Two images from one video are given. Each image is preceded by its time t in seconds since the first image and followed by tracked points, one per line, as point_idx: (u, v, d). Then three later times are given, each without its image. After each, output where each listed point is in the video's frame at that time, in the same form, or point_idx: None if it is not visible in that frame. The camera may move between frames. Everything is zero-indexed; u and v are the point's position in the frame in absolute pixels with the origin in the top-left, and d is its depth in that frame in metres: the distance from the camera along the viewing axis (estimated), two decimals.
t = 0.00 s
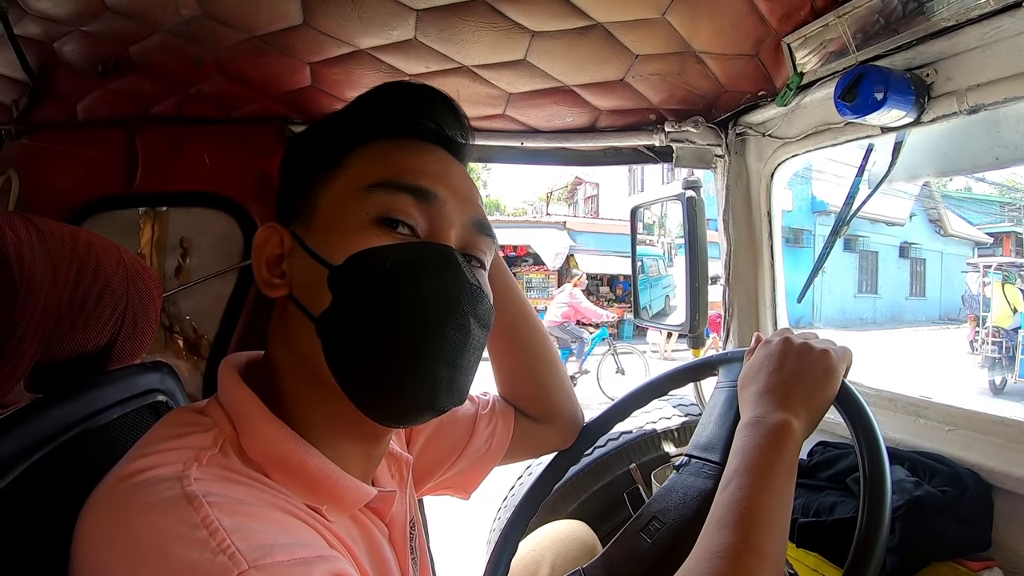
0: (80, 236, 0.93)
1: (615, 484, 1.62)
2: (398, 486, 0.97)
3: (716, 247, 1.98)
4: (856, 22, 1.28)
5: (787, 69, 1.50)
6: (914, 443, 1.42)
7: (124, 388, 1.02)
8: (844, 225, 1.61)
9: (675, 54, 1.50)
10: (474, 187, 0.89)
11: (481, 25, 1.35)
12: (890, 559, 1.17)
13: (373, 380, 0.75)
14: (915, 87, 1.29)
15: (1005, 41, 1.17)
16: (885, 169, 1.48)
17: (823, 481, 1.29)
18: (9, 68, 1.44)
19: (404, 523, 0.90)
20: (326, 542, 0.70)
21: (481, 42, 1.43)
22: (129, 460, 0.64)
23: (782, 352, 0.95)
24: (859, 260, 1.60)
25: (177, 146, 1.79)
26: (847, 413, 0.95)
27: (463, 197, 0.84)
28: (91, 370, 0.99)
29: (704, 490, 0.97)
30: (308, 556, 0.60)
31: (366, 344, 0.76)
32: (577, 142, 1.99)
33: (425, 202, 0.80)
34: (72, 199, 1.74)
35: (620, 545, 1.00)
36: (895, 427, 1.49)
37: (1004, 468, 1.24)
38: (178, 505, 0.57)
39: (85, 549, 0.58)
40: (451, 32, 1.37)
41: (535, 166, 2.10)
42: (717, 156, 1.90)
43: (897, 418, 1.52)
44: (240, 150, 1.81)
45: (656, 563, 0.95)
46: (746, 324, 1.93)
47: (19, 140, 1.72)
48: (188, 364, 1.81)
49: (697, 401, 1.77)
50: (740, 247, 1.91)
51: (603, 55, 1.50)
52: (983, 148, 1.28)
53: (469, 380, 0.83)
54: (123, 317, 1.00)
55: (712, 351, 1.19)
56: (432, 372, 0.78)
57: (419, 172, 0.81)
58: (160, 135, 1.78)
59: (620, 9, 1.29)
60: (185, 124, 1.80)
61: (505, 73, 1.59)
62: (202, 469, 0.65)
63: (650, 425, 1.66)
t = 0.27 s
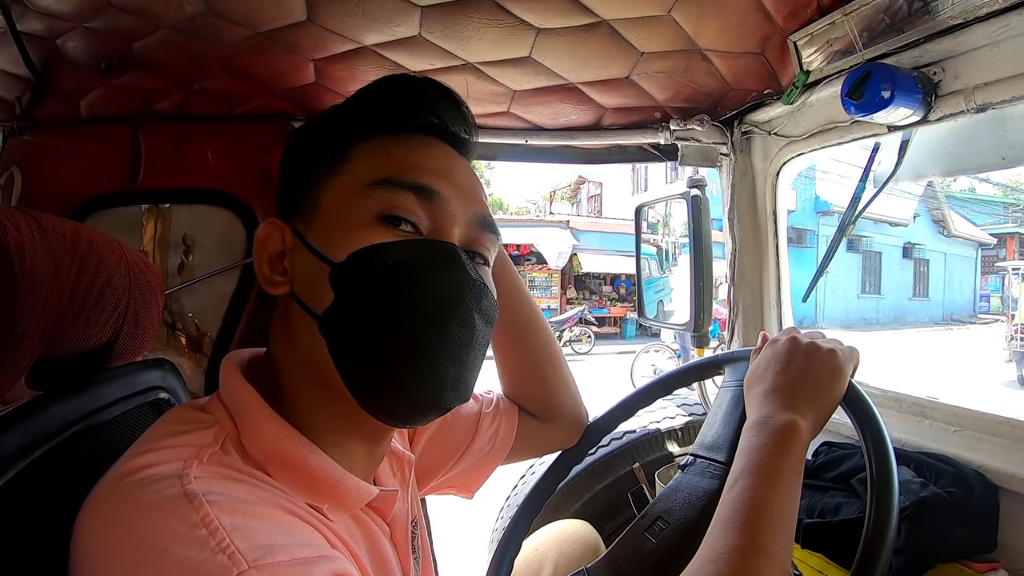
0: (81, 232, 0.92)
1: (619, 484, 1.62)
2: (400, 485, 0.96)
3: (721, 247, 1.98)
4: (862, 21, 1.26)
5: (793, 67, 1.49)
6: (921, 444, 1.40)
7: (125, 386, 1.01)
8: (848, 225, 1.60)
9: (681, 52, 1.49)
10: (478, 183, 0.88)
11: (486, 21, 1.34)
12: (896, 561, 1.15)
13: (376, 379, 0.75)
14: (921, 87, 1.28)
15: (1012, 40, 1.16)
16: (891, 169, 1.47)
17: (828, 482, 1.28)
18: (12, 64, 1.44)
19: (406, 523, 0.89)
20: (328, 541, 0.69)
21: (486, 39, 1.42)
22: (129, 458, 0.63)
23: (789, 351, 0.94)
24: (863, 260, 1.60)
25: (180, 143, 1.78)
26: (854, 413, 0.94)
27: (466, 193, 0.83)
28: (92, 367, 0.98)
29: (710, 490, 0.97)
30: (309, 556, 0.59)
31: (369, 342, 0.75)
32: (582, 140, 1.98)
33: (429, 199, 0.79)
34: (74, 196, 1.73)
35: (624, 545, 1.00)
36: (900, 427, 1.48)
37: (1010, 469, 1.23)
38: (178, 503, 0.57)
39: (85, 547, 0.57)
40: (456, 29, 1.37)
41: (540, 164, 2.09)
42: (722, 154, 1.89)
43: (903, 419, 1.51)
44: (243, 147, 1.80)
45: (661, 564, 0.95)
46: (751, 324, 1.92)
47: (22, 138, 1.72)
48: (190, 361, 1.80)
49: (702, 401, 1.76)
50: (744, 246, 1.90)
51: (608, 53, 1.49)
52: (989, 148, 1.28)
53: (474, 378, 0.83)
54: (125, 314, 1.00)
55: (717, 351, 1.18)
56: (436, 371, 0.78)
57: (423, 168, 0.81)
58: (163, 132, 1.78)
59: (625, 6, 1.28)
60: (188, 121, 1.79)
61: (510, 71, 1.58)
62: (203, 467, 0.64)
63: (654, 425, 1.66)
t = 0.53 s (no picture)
0: (81, 224, 0.91)
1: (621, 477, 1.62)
2: (401, 479, 0.96)
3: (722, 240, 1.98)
4: (867, 16, 1.26)
5: (798, 61, 1.47)
6: (923, 441, 1.41)
7: (126, 378, 1.01)
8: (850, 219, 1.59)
9: (685, 44, 1.48)
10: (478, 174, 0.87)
11: (490, 13, 1.33)
12: (898, 557, 1.17)
13: (377, 374, 0.74)
14: (926, 82, 1.27)
15: (1020, 37, 1.15)
16: (894, 165, 1.47)
17: (829, 477, 1.29)
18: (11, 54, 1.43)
19: (407, 517, 0.89)
20: (330, 537, 0.69)
21: (489, 31, 1.41)
22: (130, 453, 0.63)
23: (791, 347, 0.94)
24: (863, 255, 1.59)
25: (181, 134, 1.77)
26: (857, 410, 0.94)
27: (466, 184, 0.82)
28: (93, 360, 0.98)
29: (711, 485, 0.97)
30: (311, 553, 0.59)
31: (370, 337, 0.75)
32: (585, 132, 1.97)
33: (429, 191, 0.79)
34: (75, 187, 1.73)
35: (625, 539, 1.00)
36: (902, 423, 1.49)
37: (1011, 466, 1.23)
38: (180, 500, 0.56)
39: (86, 543, 0.57)
40: (459, 20, 1.36)
41: (542, 156, 2.08)
42: (725, 148, 1.88)
43: (905, 414, 1.52)
44: (244, 138, 1.79)
45: (661, 558, 0.95)
46: (753, 318, 1.92)
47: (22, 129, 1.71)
48: (191, 353, 1.80)
49: (703, 395, 1.76)
50: (747, 240, 1.89)
51: (612, 45, 1.48)
52: (994, 144, 1.26)
53: (474, 373, 0.83)
54: (125, 306, 0.99)
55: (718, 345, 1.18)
56: (436, 366, 0.77)
57: (424, 160, 0.80)
58: (164, 122, 1.77)
59: None
60: (189, 112, 1.78)
61: (513, 62, 1.57)
62: (204, 462, 0.64)
63: (655, 419, 1.63)
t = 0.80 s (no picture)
0: (85, 210, 0.91)
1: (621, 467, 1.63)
2: (407, 469, 0.97)
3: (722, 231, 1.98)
4: (873, 12, 1.26)
5: (804, 54, 1.47)
6: (921, 435, 1.43)
7: (129, 365, 1.01)
8: (854, 213, 1.59)
9: (691, 36, 1.48)
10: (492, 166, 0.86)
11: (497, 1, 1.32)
12: (897, 549, 1.20)
13: (388, 364, 0.74)
14: (933, 79, 1.27)
15: None
16: (898, 160, 1.47)
17: (829, 469, 1.30)
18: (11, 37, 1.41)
19: (413, 506, 0.90)
20: (340, 526, 0.70)
21: (496, 19, 1.40)
22: (140, 443, 0.63)
23: (796, 340, 0.94)
24: (861, 248, 1.60)
25: (181, 118, 1.75)
26: (859, 404, 0.94)
27: (479, 176, 0.82)
28: (96, 347, 0.98)
29: (713, 475, 0.98)
30: (325, 543, 0.59)
31: (381, 327, 0.75)
32: (588, 122, 1.97)
33: (442, 182, 0.79)
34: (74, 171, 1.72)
35: (628, 528, 1.02)
36: (903, 418, 1.51)
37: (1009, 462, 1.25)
38: (194, 491, 0.57)
39: (100, 532, 0.57)
40: (465, 7, 1.35)
41: (545, 145, 2.07)
42: (729, 140, 1.88)
43: (904, 408, 1.53)
44: (246, 124, 1.78)
45: (663, 547, 0.96)
46: (754, 310, 1.93)
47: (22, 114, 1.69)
48: (191, 339, 1.80)
49: (702, 386, 1.77)
50: (749, 232, 1.90)
51: (618, 35, 1.47)
52: (995, 142, 1.27)
53: (487, 364, 0.83)
54: (129, 293, 0.99)
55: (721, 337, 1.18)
56: (448, 357, 0.77)
57: (436, 151, 0.79)
58: (164, 107, 1.75)
59: None
60: (190, 97, 1.77)
61: (518, 51, 1.56)
62: (215, 452, 0.64)
63: (655, 408, 1.66)
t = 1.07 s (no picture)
0: (90, 200, 0.93)
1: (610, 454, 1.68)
2: (403, 455, 1.00)
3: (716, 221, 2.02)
4: (868, 11, 1.28)
5: (799, 53, 1.49)
6: (901, 429, 1.47)
7: (131, 351, 1.03)
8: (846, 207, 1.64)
9: (689, 32, 1.49)
10: (491, 163, 0.89)
11: None
12: (874, 538, 1.23)
13: (387, 354, 0.77)
14: (924, 83, 1.30)
15: (1016, 45, 1.18)
16: (889, 158, 1.51)
17: (813, 460, 1.34)
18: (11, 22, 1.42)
19: (408, 491, 0.93)
20: (340, 508, 0.73)
21: (495, 12, 1.41)
22: (148, 429, 0.66)
23: (781, 335, 0.98)
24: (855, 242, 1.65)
25: (181, 105, 1.76)
26: (840, 397, 0.98)
27: (478, 173, 0.84)
28: (99, 333, 1.00)
29: (699, 464, 1.02)
30: (328, 524, 0.62)
31: (381, 317, 0.78)
32: (585, 114, 1.98)
33: (441, 179, 0.81)
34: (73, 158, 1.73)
35: (615, 514, 1.05)
36: (886, 412, 1.55)
37: (988, 459, 1.30)
38: (203, 475, 0.59)
39: (113, 512, 0.60)
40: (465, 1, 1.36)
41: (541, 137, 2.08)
42: (723, 135, 1.90)
43: (887, 403, 1.58)
44: (246, 112, 1.79)
45: (649, 533, 1.00)
46: (744, 303, 1.97)
47: (20, 98, 1.70)
48: (190, 325, 1.81)
49: (692, 376, 1.81)
50: (741, 227, 1.93)
51: (616, 30, 1.49)
52: (988, 144, 1.29)
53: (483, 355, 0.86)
54: (132, 282, 1.01)
55: (710, 329, 1.22)
56: (445, 347, 0.80)
57: (437, 149, 0.81)
58: (164, 94, 1.76)
59: None
60: (190, 84, 1.77)
61: (517, 44, 1.57)
62: (221, 437, 0.67)
63: (644, 398, 1.70)
